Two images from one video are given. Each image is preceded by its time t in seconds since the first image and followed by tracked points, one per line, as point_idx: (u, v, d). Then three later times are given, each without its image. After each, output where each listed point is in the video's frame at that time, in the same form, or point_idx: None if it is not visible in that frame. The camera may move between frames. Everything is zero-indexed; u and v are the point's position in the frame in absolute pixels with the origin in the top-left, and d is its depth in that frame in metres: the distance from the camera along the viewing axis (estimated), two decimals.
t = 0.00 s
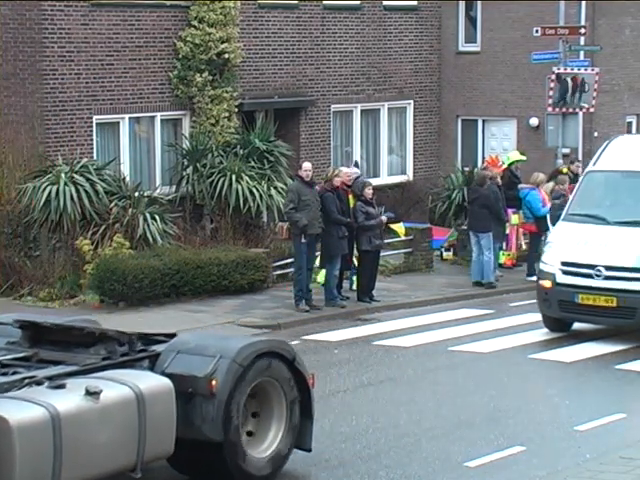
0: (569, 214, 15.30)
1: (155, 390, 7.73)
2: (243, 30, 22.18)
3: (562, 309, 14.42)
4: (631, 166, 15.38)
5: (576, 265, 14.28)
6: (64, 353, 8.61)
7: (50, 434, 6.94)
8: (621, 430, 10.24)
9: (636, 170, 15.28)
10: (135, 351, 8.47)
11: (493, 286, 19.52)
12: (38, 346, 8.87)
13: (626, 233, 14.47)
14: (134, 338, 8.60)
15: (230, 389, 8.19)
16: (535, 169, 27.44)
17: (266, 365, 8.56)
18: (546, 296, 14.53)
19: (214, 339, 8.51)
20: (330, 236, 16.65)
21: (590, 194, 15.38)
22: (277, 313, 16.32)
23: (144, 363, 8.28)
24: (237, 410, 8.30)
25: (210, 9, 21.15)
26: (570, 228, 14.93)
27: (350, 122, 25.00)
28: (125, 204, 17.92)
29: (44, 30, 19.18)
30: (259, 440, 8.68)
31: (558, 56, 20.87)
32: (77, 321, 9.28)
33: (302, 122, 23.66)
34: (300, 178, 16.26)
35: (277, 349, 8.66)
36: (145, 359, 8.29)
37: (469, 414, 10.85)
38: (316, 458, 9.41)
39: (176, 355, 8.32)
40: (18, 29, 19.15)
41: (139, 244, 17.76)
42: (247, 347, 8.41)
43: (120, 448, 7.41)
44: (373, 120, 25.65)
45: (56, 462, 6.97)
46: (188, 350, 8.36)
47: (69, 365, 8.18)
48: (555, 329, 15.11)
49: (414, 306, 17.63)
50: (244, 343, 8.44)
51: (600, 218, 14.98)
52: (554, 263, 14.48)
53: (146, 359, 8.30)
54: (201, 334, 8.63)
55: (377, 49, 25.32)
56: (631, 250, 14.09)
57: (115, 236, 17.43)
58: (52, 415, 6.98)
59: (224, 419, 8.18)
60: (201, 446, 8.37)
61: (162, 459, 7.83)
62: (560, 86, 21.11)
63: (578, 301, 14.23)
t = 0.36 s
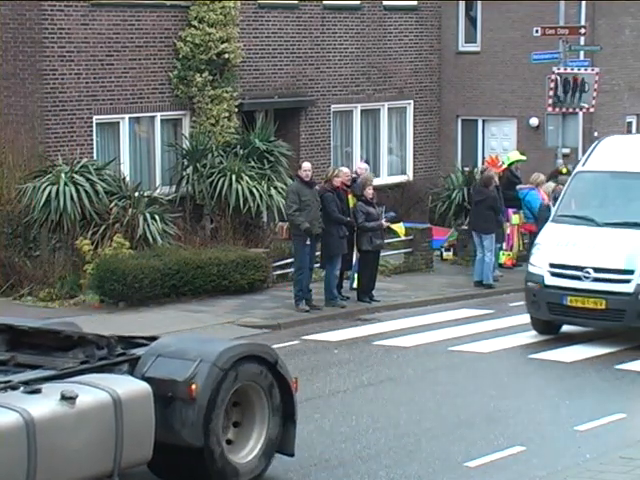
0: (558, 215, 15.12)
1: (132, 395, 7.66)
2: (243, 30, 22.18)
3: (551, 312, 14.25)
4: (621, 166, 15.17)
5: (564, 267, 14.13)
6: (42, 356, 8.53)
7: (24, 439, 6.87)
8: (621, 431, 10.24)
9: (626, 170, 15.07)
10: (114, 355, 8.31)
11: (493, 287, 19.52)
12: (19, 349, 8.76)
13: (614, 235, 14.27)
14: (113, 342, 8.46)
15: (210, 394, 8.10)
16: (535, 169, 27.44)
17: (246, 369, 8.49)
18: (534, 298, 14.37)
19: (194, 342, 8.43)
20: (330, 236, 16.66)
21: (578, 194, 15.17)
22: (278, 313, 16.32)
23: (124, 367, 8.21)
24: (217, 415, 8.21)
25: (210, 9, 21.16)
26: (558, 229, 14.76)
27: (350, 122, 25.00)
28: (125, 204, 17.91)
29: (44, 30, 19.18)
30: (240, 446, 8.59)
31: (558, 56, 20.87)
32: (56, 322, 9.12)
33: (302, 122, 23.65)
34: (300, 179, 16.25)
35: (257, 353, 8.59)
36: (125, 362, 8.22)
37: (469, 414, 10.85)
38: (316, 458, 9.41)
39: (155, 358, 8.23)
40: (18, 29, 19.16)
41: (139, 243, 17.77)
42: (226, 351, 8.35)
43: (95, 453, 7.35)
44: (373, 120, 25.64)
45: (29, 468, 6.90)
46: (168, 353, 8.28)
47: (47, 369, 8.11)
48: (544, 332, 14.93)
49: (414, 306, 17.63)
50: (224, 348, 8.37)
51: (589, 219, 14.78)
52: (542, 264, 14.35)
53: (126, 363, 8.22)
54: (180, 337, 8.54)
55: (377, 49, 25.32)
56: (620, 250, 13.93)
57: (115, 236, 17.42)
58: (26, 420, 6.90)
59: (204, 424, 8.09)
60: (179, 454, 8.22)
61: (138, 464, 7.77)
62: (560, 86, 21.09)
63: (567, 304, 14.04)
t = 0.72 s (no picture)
0: (546, 217, 15.02)
1: (109, 400, 7.50)
2: (243, 30, 22.19)
3: (538, 314, 14.11)
4: (609, 167, 15.08)
5: (551, 269, 14.00)
6: (18, 360, 8.22)
7: None
8: (621, 431, 10.25)
9: (613, 171, 14.98)
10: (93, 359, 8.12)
11: (494, 287, 19.52)
12: None
13: (603, 237, 14.19)
14: (92, 346, 8.25)
15: (189, 399, 7.97)
16: (535, 169, 27.43)
17: (228, 373, 8.36)
18: (521, 300, 14.25)
19: (173, 345, 8.29)
20: (331, 236, 16.66)
21: (565, 196, 15.06)
22: (278, 312, 16.32)
23: (103, 370, 8.02)
24: (198, 419, 8.08)
25: (210, 9, 21.16)
26: (546, 231, 14.66)
27: (350, 122, 24.99)
28: (125, 204, 17.91)
29: (44, 30, 19.17)
30: (222, 451, 8.45)
31: (558, 56, 20.88)
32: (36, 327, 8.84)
33: (302, 122, 23.66)
34: (300, 179, 16.22)
35: (240, 356, 8.47)
36: (104, 366, 8.04)
37: (470, 414, 10.86)
38: (316, 458, 9.41)
39: (135, 362, 8.08)
40: (18, 29, 19.17)
41: (139, 244, 17.77)
42: (207, 355, 8.22)
43: (72, 459, 7.18)
44: (373, 120, 25.63)
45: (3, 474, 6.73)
46: (148, 357, 8.13)
47: (24, 372, 7.84)
48: (531, 334, 14.76)
49: (414, 306, 17.63)
50: (204, 351, 8.23)
51: (577, 221, 14.68)
52: (530, 266, 14.23)
53: (105, 366, 8.04)
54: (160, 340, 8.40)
55: (377, 49, 25.32)
56: (607, 253, 13.82)
57: (115, 236, 17.42)
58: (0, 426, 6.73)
59: (184, 428, 7.96)
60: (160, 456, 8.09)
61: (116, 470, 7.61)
62: (560, 86, 21.08)
63: (554, 307, 13.92)
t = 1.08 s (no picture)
0: (533, 218, 14.72)
1: (85, 405, 7.43)
2: (243, 30, 22.19)
3: (526, 317, 13.86)
4: (597, 167, 14.82)
5: (539, 271, 13.71)
6: None
7: None
8: (621, 431, 10.25)
9: (602, 172, 14.72)
10: (70, 362, 8.00)
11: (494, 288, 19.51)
12: None
13: (592, 237, 13.89)
14: (70, 349, 8.16)
15: (168, 403, 7.88)
16: (535, 169, 27.44)
17: (207, 378, 8.30)
18: (510, 302, 13.99)
19: (153, 350, 8.22)
20: (330, 236, 16.65)
21: (554, 197, 14.78)
22: (277, 313, 16.31)
23: (80, 375, 7.94)
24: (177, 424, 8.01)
25: (210, 9, 21.16)
26: (534, 233, 14.34)
27: (350, 122, 24.99)
28: (125, 204, 17.91)
29: (44, 30, 19.17)
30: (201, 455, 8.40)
31: (558, 56, 20.86)
32: (12, 330, 8.69)
33: (302, 122, 23.65)
34: (300, 179, 16.20)
35: (220, 360, 8.42)
36: (82, 370, 7.96)
37: (470, 414, 10.86)
38: (316, 458, 9.40)
39: (114, 366, 8.03)
40: (18, 29, 19.17)
41: (139, 244, 17.76)
42: (186, 359, 8.15)
43: (46, 466, 7.10)
44: (373, 120, 25.62)
45: None
46: (126, 361, 8.07)
47: None
48: (519, 337, 14.53)
49: (414, 306, 17.63)
50: (184, 356, 8.16)
51: (566, 222, 14.37)
52: (517, 268, 13.93)
53: (82, 371, 7.96)
54: (140, 345, 8.33)
55: (377, 49, 25.33)
56: (596, 254, 13.52)
57: (116, 236, 17.42)
58: None
59: (162, 433, 7.87)
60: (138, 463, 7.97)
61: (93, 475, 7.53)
62: (560, 86, 20.98)
63: (542, 310, 13.65)
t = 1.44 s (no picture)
0: (521, 219, 14.67)
1: (61, 409, 7.40)
2: (243, 30, 22.19)
3: (514, 319, 13.78)
4: (586, 168, 14.75)
5: (527, 273, 13.63)
6: None
7: None
8: (621, 431, 10.25)
9: (591, 173, 14.65)
10: (47, 366, 8.00)
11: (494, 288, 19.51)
12: None
13: (580, 239, 13.83)
14: (45, 354, 8.15)
15: (146, 408, 7.77)
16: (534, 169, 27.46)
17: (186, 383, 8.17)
18: (497, 306, 13.93)
19: (132, 355, 8.09)
20: (330, 236, 16.66)
21: (543, 197, 14.72)
22: (278, 313, 16.31)
23: (57, 379, 7.89)
24: (156, 428, 7.89)
25: (209, 9, 21.16)
26: (523, 235, 14.26)
27: (350, 122, 24.98)
28: (125, 204, 17.91)
29: (44, 30, 19.17)
30: (182, 461, 8.25)
31: (558, 56, 20.85)
32: None
33: (302, 122, 23.65)
34: (302, 179, 16.19)
35: (200, 364, 8.29)
36: (59, 375, 7.92)
37: (469, 414, 10.85)
38: (316, 458, 9.40)
39: (92, 370, 7.91)
40: (18, 29, 19.17)
41: (139, 244, 17.76)
42: (165, 363, 8.03)
43: (20, 471, 7.09)
44: (373, 120, 25.62)
45: None
46: (104, 365, 7.95)
47: None
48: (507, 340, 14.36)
49: (414, 306, 17.63)
50: (163, 361, 8.04)
51: (553, 223, 14.32)
52: (506, 270, 13.84)
53: (60, 375, 7.92)
54: (118, 349, 8.21)
55: (377, 49, 25.33)
56: (586, 256, 13.44)
57: (116, 236, 17.43)
58: None
59: (140, 438, 7.76)
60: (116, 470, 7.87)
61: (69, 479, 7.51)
62: (560, 86, 20.80)
63: (530, 312, 13.57)
